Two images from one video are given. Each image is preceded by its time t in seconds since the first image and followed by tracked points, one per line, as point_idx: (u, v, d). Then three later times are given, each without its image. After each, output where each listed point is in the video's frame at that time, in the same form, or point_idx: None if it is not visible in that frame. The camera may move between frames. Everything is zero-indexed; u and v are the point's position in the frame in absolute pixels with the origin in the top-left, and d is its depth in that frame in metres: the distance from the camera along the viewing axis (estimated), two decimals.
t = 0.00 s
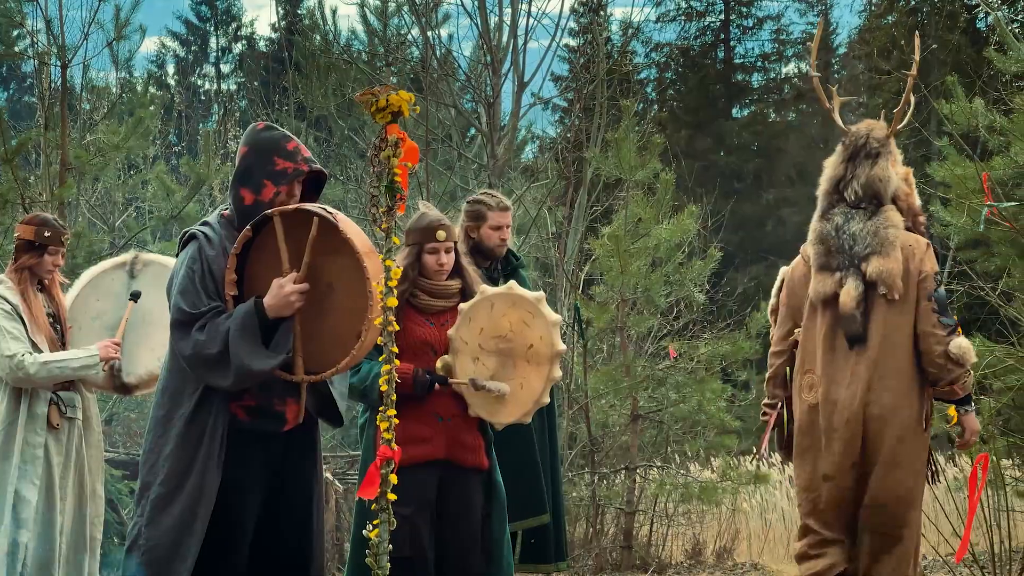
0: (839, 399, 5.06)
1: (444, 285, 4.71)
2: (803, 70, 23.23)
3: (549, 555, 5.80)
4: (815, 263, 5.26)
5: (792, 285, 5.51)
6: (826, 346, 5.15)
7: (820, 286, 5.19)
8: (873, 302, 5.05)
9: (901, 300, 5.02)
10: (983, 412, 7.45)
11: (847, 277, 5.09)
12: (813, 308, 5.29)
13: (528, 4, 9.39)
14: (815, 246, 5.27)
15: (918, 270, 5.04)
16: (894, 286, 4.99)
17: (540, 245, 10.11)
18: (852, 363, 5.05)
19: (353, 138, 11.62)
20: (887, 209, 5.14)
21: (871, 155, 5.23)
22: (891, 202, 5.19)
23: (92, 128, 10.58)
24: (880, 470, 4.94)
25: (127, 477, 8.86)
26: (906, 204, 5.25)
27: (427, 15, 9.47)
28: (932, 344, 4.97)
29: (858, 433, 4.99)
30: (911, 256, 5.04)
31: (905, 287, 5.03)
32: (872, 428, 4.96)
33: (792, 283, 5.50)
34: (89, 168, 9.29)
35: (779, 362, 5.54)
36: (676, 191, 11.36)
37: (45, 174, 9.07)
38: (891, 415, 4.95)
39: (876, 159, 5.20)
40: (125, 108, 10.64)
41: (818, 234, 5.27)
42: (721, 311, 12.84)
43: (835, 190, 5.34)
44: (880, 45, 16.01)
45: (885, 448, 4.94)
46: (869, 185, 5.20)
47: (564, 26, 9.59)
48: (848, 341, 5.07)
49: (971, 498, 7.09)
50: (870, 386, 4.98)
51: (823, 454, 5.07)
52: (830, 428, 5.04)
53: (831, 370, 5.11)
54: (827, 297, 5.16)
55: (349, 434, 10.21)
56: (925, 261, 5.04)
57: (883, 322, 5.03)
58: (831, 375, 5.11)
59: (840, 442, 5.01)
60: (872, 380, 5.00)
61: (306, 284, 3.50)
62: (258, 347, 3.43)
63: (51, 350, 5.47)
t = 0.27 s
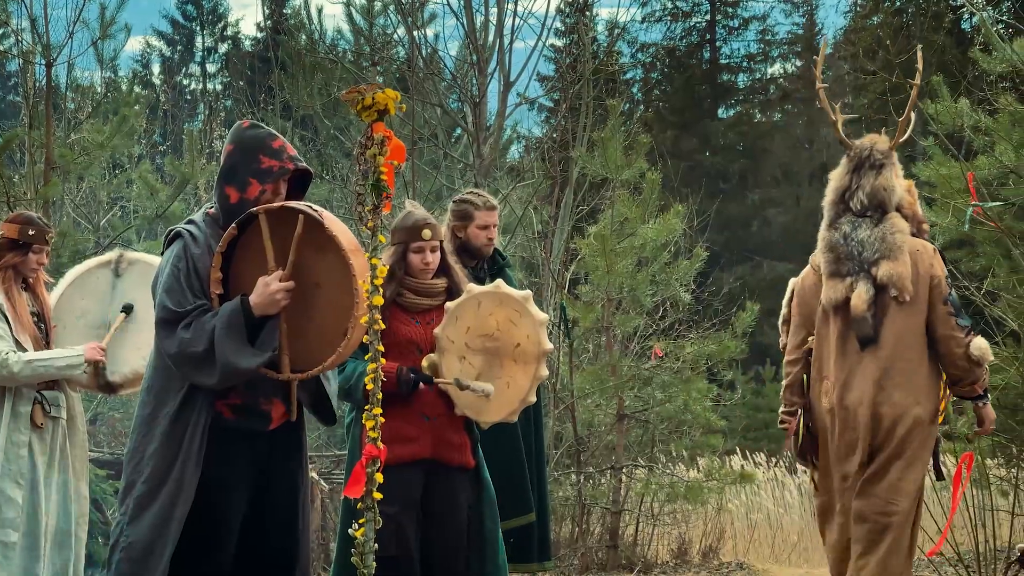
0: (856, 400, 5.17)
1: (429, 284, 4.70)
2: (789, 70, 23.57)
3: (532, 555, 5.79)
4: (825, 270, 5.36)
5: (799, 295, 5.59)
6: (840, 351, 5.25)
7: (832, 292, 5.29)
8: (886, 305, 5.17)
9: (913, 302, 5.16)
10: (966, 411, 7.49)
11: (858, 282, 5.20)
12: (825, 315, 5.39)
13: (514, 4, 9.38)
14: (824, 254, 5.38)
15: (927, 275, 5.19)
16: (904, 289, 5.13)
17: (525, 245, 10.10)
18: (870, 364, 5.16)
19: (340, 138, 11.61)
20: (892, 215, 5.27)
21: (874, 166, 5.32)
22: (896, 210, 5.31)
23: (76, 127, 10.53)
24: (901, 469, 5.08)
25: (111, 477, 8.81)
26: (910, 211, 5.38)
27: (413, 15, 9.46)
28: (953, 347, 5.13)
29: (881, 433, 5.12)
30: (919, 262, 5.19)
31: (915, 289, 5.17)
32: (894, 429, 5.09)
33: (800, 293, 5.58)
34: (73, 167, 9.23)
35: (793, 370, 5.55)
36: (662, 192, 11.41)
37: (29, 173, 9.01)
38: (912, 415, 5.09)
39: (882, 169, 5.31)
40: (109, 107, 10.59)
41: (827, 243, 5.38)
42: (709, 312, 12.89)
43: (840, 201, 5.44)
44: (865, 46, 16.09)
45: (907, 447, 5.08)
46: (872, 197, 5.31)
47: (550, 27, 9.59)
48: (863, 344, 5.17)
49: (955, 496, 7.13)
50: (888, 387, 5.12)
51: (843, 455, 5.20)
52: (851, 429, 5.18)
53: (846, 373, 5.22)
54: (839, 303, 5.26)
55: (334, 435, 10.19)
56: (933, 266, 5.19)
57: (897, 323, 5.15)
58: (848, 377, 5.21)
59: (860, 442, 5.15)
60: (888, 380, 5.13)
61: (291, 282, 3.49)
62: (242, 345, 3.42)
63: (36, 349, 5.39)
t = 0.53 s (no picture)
0: (859, 394, 5.20)
1: (416, 283, 4.71)
2: (775, 73, 23.86)
3: (515, 555, 5.81)
4: (834, 269, 5.41)
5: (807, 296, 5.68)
6: (845, 346, 5.31)
7: (838, 289, 5.35)
8: (891, 300, 5.21)
9: (919, 298, 5.18)
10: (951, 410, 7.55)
11: (864, 278, 5.25)
12: (833, 313, 5.44)
13: (501, 5, 9.40)
14: (832, 253, 5.43)
15: (934, 271, 5.22)
16: (910, 284, 5.16)
17: (511, 245, 10.10)
18: (873, 358, 5.19)
19: (325, 138, 11.59)
20: (896, 216, 5.31)
21: (876, 171, 5.39)
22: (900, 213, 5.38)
23: (60, 127, 10.46)
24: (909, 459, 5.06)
25: (96, 478, 8.76)
26: (911, 216, 5.48)
27: (399, 15, 9.45)
28: (952, 342, 5.18)
29: (886, 425, 5.11)
30: (925, 259, 5.23)
31: (921, 285, 5.20)
32: (899, 420, 5.09)
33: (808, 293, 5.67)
34: (58, 167, 9.19)
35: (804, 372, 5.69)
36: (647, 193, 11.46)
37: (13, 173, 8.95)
38: (916, 406, 5.09)
39: (885, 172, 5.37)
40: (94, 107, 10.53)
41: (835, 243, 5.43)
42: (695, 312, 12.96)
43: (844, 204, 5.49)
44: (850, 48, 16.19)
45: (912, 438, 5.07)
46: (877, 200, 5.35)
47: (536, 27, 9.60)
48: (869, 337, 5.21)
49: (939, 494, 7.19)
50: (893, 379, 5.13)
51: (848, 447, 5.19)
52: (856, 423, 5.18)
53: (853, 369, 5.25)
54: (846, 297, 5.32)
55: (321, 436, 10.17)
56: (938, 264, 5.23)
57: (903, 318, 5.18)
58: (852, 370, 5.26)
59: (867, 435, 5.15)
60: (892, 373, 5.14)
61: (278, 283, 3.49)
62: (228, 345, 3.41)
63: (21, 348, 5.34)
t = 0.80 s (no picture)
0: (865, 391, 5.23)
1: (404, 283, 4.70)
2: (762, 73, 23.85)
3: (504, 555, 5.80)
4: (840, 266, 5.40)
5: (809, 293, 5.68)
6: (848, 342, 5.33)
7: (843, 286, 5.35)
8: (897, 301, 5.24)
9: (923, 299, 5.24)
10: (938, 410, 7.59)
11: (870, 276, 5.27)
12: (835, 310, 5.45)
13: (489, 6, 9.41)
14: (838, 250, 5.41)
15: (938, 276, 5.28)
16: (915, 285, 5.21)
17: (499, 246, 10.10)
18: (880, 355, 5.23)
19: (313, 139, 11.56)
20: (901, 220, 5.34)
21: (880, 174, 5.41)
22: (905, 216, 5.40)
23: (47, 127, 10.40)
24: (919, 455, 5.13)
25: (83, 479, 8.71)
26: (914, 219, 5.48)
27: (387, 15, 9.44)
28: (958, 348, 5.28)
29: (899, 418, 5.16)
30: (930, 264, 5.29)
31: (925, 288, 5.25)
32: (907, 416, 5.15)
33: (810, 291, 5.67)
34: (44, 167, 9.16)
35: (803, 368, 5.72)
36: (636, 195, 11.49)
37: None
38: (924, 404, 5.15)
39: (889, 176, 5.39)
40: (80, 107, 10.48)
41: (841, 240, 5.42)
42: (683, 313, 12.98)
43: (848, 208, 5.49)
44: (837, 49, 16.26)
45: (921, 435, 5.14)
46: (883, 203, 5.38)
47: (524, 28, 9.60)
48: (873, 335, 5.24)
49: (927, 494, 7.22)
50: (902, 376, 5.18)
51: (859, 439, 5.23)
52: (866, 416, 5.22)
53: (857, 363, 5.27)
54: (850, 295, 5.33)
55: (308, 436, 10.15)
56: (943, 269, 5.30)
57: (906, 318, 5.23)
58: (855, 366, 5.28)
59: (875, 429, 5.20)
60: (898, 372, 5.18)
61: (265, 283, 3.48)
62: (214, 345, 3.40)
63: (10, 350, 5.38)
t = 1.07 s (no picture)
0: (897, 400, 5.18)
1: (400, 284, 4.70)
2: (757, 75, 23.94)
3: (499, 555, 5.80)
4: (871, 278, 5.33)
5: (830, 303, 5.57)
6: (877, 350, 5.25)
7: (876, 297, 5.28)
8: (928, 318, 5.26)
9: (950, 321, 5.31)
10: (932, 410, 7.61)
11: (906, 290, 5.24)
12: (862, 317, 5.35)
13: (484, 7, 9.41)
14: (869, 264, 5.37)
15: (962, 303, 5.39)
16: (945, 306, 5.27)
17: (495, 246, 10.10)
18: (913, 367, 5.20)
19: (309, 139, 11.56)
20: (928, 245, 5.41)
21: (899, 202, 5.49)
22: (923, 242, 5.48)
23: (42, 127, 10.38)
24: (943, 468, 5.14)
25: (77, 479, 8.68)
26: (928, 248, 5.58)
27: (383, 16, 9.44)
28: (979, 379, 5.47)
29: (923, 431, 5.16)
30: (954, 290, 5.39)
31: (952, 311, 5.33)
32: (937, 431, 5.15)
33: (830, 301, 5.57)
34: (38, 167, 9.14)
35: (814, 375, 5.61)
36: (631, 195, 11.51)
37: None
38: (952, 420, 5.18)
39: (908, 203, 5.48)
40: (75, 107, 10.46)
41: (871, 256, 5.38)
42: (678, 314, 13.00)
43: (868, 232, 5.50)
44: (832, 50, 16.28)
45: (945, 449, 5.16)
46: (904, 229, 5.43)
47: (519, 29, 9.59)
48: (906, 347, 5.22)
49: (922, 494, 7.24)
50: (932, 390, 5.17)
51: (880, 447, 5.18)
52: (891, 424, 5.17)
53: (886, 372, 5.22)
54: (884, 306, 5.27)
55: (304, 437, 10.14)
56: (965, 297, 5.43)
57: (936, 337, 5.26)
58: (887, 376, 5.21)
59: (904, 438, 5.16)
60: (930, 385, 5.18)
61: (261, 282, 3.48)
62: (210, 344, 3.39)
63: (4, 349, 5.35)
